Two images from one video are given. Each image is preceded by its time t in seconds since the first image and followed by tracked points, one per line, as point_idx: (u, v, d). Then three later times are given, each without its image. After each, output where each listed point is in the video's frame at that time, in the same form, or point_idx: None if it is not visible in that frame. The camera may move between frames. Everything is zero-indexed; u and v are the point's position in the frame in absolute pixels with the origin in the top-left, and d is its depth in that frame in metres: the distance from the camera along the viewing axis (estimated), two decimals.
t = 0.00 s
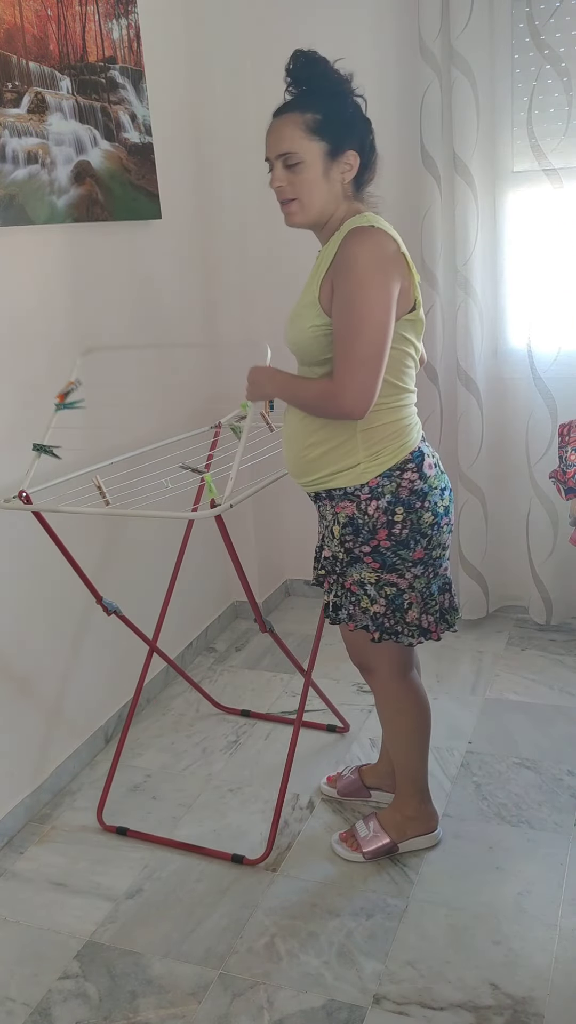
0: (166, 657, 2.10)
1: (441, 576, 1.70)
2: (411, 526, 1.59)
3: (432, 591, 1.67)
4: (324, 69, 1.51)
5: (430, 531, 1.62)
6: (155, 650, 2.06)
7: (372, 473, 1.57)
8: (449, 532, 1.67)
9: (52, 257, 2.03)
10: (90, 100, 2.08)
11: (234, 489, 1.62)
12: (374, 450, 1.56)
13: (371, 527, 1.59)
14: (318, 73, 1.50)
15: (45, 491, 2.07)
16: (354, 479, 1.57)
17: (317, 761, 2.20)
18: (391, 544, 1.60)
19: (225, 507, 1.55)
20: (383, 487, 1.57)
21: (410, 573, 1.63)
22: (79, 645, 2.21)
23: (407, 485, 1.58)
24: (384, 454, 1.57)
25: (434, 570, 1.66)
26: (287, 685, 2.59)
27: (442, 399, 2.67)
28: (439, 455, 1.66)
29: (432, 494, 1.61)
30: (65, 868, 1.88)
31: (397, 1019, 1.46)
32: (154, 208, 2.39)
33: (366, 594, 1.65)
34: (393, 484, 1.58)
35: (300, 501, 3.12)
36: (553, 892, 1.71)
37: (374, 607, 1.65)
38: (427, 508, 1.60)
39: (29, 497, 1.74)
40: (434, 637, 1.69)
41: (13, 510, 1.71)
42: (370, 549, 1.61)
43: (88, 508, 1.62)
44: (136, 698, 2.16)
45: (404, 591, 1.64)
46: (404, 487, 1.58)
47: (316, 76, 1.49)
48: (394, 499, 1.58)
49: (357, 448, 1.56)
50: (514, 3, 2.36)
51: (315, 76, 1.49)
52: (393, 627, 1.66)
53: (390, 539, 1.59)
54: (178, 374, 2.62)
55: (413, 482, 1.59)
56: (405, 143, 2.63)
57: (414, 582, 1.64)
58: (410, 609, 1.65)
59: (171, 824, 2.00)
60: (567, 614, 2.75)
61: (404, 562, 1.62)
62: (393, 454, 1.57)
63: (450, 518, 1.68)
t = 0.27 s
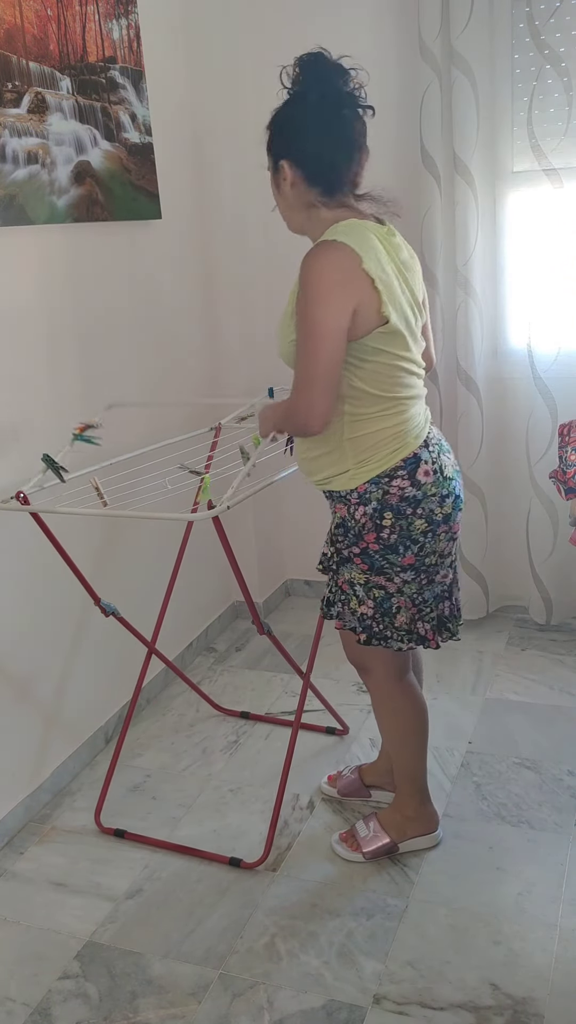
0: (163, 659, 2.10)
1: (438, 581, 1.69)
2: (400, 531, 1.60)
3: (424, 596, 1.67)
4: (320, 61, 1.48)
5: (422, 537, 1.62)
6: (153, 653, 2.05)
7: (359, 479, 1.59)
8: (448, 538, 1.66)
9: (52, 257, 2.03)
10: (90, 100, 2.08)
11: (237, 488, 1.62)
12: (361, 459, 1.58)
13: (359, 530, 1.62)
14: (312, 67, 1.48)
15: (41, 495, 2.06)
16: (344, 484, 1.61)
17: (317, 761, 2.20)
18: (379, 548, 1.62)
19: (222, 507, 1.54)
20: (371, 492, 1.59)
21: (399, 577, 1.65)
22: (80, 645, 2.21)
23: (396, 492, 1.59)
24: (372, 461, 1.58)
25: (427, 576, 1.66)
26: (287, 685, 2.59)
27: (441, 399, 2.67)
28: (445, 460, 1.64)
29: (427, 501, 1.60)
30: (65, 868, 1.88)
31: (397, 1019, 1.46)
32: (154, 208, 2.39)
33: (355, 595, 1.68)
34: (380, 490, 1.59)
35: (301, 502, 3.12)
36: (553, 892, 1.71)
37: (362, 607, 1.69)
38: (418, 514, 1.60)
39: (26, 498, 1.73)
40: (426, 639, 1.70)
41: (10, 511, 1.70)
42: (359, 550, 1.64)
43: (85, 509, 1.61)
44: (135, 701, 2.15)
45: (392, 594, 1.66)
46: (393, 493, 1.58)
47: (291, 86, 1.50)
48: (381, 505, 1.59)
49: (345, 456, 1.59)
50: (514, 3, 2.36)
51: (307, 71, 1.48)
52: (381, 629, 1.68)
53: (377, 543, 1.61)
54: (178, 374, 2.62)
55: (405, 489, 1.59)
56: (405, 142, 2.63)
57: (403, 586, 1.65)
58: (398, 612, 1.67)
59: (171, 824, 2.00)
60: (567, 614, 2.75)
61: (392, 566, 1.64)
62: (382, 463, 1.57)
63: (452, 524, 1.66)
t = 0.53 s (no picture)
0: (163, 659, 2.10)
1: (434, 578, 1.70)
2: (392, 528, 1.63)
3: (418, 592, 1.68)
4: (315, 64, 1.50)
5: (414, 534, 1.63)
6: (153, 652, 2.05)
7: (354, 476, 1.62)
8: (443, 536, 1.66)
9: (52, 257, 2.03)
10: (90, 100, 2.08)
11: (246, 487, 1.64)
12: (357, 456, 1.62)
13: (352, 524, 1.67)
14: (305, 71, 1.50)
15: (42, 495, 2.04)
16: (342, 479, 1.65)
17: (318, 761, 2.20)
18: (371, 543, 1.66)
19: (224, 507, 1.54)
20: (363, 487, 1.62)
21: (390, 572, 1.67)
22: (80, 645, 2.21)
23: (388, 488, 1.61)
24: (366, 456, 1.61)
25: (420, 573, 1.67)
26: (287, 685, 2.59)
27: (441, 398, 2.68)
28: (444, 459, 1.64)
29: (420, 499, 1.62)
30: (65, 868, 1.88)
31: (397, 1019, 1.46)
32: (154, 208, 2.39)
33: (351, 585, 1.74)
34: (373, 487, 1.62)
35: (301, 502, 3.12)
36: (553, 892, 1.71)
37: (358, 598, 1.73)
38: (410, 511, 1.62)
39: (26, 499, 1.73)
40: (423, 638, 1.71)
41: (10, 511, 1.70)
42: (353, 544, 1.68)
43: (85, 509, 1.61)
44: (135, 702, 2.14)
45: (385, 588, 1.69)
46: (385, 490, 1.61)
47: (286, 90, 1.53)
48: (373, 501, 1.62)
49: (341, 450, 1.63)
50: (514, 3, 2.36)
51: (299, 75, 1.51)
52: (374, 621, 1.72)
53: (369, 537, 1.65)
54: (178, 374, 2.61)
55: (396, 486, 1.61)
56: (405, 143, 2.63)
57: (396, 581, 1.68)
58: (390, 606, 1.70)
59: (171, 824, 2.00)
60: (568, 614, 2.75)
61: (384, 561, 1.67)
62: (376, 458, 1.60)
63: (449, 523, 1.66)
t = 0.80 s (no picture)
0: (163, 659, 2.10)
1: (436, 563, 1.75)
2: (404, 511, 1.66)
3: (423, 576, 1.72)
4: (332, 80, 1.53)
5: (424, 519, 1.68)
6: (153, 652, 2.05)
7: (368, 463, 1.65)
8: (449, 523, 1.71)
9: (52, 257, 2.03)
10: (90, 100, 2.08)
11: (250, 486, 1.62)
12: (372, 444, 1.64)
13: (364, 508, 1.68)
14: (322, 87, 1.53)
15: (42, 495, 2.04)
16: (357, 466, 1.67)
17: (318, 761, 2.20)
18: (383, 526, 1.68)
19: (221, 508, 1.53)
20: (377, 473, 1.65)
21: (399, 556, 1.70)
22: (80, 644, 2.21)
23: (401, 474, 1.65)
24: (382, 445, 1.64)
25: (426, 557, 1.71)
26: (287, 685, 2.59)
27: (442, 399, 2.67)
28: (452, 450, 1.69)
29: (430, 486, 1.66)
30: (65, 869, 1.88)
31: (397, 1019, 1.46)
32: (154, 208, 2.39)
33: (357, 570, 1.74)
34: (386, 473, 1.65)
35: (301, 502, 3.12)
36: (553, 892, 1.71)
37: (362, 583, 1.74)
38: (422, 497, 1.66)
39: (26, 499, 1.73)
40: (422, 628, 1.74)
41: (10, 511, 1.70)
42: (363, 527, 1.70)
43: (85, 509, 1.61)
44: (136, 702, 2.15)
45: (392, 572, 1.72)
46: (399, 474, 1.65)
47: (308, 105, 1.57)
48: (387, 486, 1.65)
49: (355, 438, 1.65)
50: (514, 3, 2.36)
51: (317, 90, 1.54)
52: (380, 606, 1.73)
53: (381, 521, 1.67)
54: (178, 374, 2.61)
55: (409, 471, 1.65)
56: (405, 143, 2.63)
57: (403, 565, 1.71)
58: (396, 591, 1.72)
59: (171, 824, 2.00)
60: (568, 614, 2.75)
61: (394, 545, 1.69)
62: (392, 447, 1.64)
63: (454, 511, 1.72)
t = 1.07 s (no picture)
0: (163, 659, 2.10)
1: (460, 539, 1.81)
2: (433, 492, 1.72)
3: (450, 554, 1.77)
4: (333, 93, 1.62)
5: (451, 498, 1.74)
6: (153, 653, 2.05)
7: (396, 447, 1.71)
8: (471, 505, 1.78)
9: (52, 257, 2.03)
10: (90, 100, 2.08)
11: (252, 485, 1.60)
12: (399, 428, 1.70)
13: (395, 491, 1.73)
14: (324, 100, 1.62)
15: (41, 494, 2.04)
16: (382, 451, 1.73)
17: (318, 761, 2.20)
18: (413, 507, 1.73)
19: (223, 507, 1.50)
20: (407, 456, 1.71)
21: (430, 535, 1.75)
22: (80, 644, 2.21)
23: (430, 456, 1.71)
24: (408, 428, 1.70)
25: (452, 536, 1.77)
26: (287, 685, 2.59)
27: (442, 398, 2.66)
28: (469, 434, 1.78)
29: (455, 467, 1.73)
30: (65, 869, 1.88)
31: (397, 1019, 1.46)
32: (154, 208, 2.39)
33: (387, 553, 1.77)
34: (415, 456, 1.71)
35: (301, 502, 3.12)
36: (553, 892, 1.71)
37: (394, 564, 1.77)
38: (449, 477, 1.73)
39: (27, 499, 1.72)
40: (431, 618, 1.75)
41: (10, 511, 1.70)
42: (394, 510, 1.74)
43: (87, 510, 1.61)
44: (136, 702, 2.15)
45: (423, 551, 1.76)
46: (428, 456, 1.71)
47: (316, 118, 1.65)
48: (417, 467, 1.71)
49: (382, 423, 1.71)
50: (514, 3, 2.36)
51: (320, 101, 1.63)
52: (410, 585, 1.76)
53: (412, 502, 1.73)
54: (177, 374, 2.61)
55: (436, 453, 1.72)
56: (405, 143, 2.63)
57: (433, 544, 1.76)
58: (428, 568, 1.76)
59: (171, 824, 2.00)
60: (568, 614, 2.75)
61: (425, 525, 1.74)
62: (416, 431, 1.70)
63: (475, 492, 1.79)
